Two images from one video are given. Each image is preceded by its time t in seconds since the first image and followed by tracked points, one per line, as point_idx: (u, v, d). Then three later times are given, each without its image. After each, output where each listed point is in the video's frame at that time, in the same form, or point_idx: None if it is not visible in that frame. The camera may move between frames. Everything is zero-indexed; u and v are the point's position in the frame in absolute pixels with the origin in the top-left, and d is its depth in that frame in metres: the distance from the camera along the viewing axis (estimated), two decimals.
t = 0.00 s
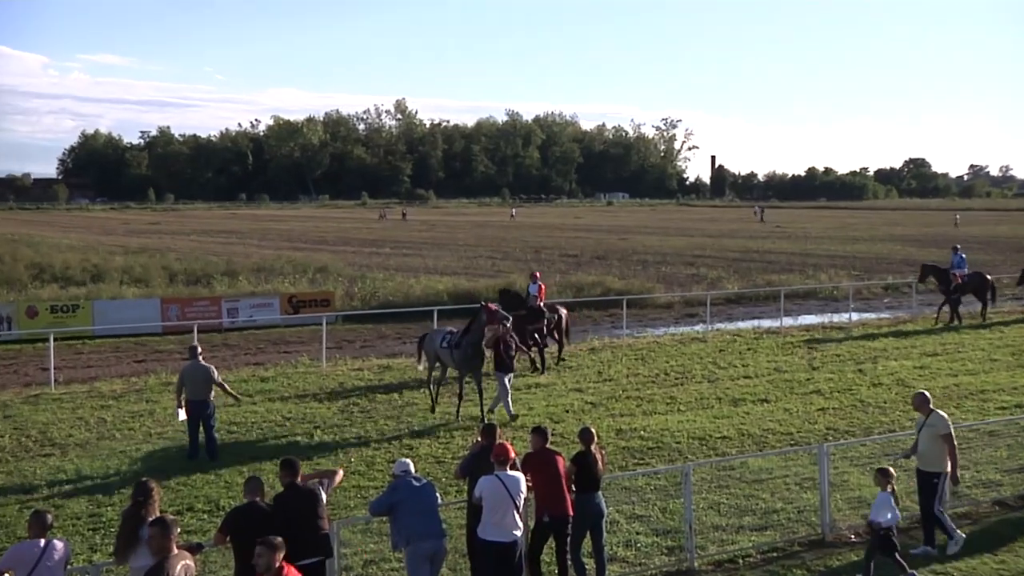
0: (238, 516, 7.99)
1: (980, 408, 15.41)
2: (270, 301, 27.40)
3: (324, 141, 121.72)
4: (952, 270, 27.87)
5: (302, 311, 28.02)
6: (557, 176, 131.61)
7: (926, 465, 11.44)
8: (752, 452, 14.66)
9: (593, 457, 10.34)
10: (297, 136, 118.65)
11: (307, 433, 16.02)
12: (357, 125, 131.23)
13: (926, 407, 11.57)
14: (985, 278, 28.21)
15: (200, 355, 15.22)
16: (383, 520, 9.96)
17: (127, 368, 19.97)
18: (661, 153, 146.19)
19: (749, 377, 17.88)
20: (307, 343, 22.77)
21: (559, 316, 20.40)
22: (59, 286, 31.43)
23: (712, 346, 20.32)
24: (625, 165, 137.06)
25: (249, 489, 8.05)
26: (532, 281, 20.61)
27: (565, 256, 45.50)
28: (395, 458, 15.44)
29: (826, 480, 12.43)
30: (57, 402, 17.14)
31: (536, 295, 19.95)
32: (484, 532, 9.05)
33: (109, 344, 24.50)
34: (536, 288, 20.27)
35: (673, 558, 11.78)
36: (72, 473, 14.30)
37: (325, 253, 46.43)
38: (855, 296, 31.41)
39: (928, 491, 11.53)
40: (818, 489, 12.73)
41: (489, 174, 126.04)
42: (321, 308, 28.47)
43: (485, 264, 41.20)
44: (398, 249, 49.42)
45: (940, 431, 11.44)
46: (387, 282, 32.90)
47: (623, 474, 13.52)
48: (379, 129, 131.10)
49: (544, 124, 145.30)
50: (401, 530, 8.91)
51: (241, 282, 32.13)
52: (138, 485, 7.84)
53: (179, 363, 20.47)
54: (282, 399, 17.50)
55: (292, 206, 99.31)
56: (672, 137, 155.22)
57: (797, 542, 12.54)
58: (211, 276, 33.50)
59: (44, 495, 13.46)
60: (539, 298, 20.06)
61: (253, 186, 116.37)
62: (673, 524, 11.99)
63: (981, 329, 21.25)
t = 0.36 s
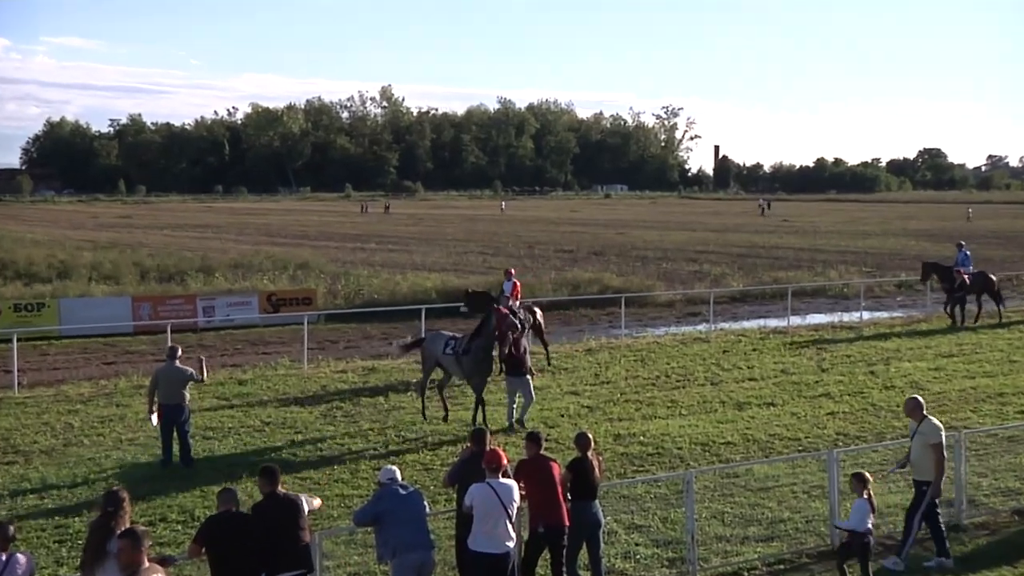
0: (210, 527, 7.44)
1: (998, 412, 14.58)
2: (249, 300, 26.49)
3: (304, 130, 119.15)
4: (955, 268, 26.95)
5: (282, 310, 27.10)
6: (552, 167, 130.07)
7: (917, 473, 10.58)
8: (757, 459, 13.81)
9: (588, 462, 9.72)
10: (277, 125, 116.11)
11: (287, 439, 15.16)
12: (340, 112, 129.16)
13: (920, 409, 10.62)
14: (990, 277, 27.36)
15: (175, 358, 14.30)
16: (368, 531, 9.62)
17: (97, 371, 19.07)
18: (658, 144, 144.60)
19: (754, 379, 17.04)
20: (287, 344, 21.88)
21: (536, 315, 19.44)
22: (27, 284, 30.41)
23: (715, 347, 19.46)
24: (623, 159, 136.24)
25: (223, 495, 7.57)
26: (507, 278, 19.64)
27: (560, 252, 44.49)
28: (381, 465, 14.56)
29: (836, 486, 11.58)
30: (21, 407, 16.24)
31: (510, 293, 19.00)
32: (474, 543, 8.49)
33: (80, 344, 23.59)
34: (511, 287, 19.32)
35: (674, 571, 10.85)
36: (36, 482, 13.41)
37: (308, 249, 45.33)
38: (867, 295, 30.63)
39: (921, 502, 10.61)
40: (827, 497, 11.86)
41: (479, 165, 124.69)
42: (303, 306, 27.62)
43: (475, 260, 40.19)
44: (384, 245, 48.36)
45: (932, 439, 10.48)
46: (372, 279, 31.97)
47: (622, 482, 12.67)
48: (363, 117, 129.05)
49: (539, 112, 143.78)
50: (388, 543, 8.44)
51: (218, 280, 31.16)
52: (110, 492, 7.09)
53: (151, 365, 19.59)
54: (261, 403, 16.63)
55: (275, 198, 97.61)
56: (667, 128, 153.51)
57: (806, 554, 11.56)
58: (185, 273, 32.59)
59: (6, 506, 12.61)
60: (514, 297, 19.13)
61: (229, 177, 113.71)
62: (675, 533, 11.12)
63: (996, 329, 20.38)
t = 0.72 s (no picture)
0: (176, 531, 7.00)
1: (1003, 411, 13.84)
2: (215, 294, 25.71)
3: (272, 114, 116.85)
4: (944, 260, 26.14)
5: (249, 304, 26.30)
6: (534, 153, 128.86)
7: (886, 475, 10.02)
8: (750, 461, 13.05)
9: (572, 464, 9.07)
10: (243, 109, 113.63)
11: (255, 441, 14.35)
12: (309, 94, 126.87)
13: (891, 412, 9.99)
14: (982, 269, 26.58)
15: (137, 355, 13.40)
16: (340, 537, 8.94)
17: (52, 369, 18.21)
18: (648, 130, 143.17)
19: (747, 376, 16.29)
20: (255, 340, 21.05)
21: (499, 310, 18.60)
22: None
23: (706, 342, 18.70)
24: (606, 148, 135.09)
25: (190, 499, 7.12)
26: (465, 273, 18.80)
27: (543, 243, 43.58)
28: (354, 467, 13.76)
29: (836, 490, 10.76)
30: None
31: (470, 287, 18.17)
32: (451, 549, 8.04)
33: (36, 340, 22.67)
34: (470, 281, 18.48)
35: None
36: None
37: (277, 240, 44.23)
38: (864, 287, 29.88)
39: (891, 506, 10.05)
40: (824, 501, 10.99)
41: (458, 151, 123.14)
42: (271, 300, 26.80)
43: (452, 252, 39.24)
44: (356, 235, 47.31)
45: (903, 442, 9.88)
46: (345, 272, 31.06)
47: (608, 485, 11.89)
48: (335, 100, 126.74)
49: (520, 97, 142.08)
50: (361, 550, 7.93)
51: (180, 272, 30.18)
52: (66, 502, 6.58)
53: (110, 363, 18.74)
54: (227, 403, 15.81)
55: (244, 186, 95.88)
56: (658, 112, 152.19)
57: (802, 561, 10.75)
58: (146, 265, 31.58)
59: None
60: (473, 292, 18.31)
61: (190, 165, 110.39)
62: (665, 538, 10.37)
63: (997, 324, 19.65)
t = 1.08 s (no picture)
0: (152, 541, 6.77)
1: None
2: (193, 291, 24.95)
3: (253, 100, 115.70)
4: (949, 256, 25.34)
5: (229, 301, 25.55)
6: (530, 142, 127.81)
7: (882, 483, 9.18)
8: (759, 466, 12.28)
9: (571, 469, 8.31)
10: (223, 95, 112.95)
11: (236, 445, 13.60)
12: (293, 79, 125.34)
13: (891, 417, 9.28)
14: (991, 266, 25.73)
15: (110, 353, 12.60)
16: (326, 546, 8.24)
17: (21, 370, 17.46)
18: (650, 116, 141.77)
19: (755, 378, 15.51)
20: (235, 338, 20.30)
21: (471, 308, 17.76)
22: None
23: (711, 342, 17.91)
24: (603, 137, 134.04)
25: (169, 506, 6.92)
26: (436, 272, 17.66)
27: (540, 237, 42.76)
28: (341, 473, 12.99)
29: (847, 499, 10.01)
30: None
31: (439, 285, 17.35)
32: (442, 559, 7.55)
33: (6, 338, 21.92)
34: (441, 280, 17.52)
35: None
36: None
37: (259, 233, 43.38)
38: (879, 283, 29.06)
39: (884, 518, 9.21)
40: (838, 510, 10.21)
41: (450, 139, 122.06)
42: (252, 296, 26.08)
43: (443, 246, 38.43)
44: (342, 228, 46.44)
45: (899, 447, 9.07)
46: (330, 267, 30.28)
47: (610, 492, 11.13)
48: (319, 85, 125.17)
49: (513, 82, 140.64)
50: (347, 559, 7.49)
51: (155, 267, 29.36)
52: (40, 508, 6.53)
53: (81, 363, 18.01)
54: (205, 405, 15.05)
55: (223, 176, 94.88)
56: (657, 99, 151.04)
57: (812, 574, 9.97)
58: (119, 259, 30.80)
59: None
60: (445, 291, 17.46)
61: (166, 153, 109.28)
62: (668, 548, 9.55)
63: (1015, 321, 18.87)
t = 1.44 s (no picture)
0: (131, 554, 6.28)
1: None
2: (178, 288, 24.33)
3: (241, 87, 114.39)
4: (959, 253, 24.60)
5: (216, 299, 24.87)
6: (531, 131, 126.64)
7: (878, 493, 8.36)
8: (775, 473, 11.56)
9: (574, 473, 7.57)
10: (207, 81, 111.06)
11: (222, 450, 12.92)
12: (282, 64, 123.79)
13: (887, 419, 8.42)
14: (1004, 262, 24.96)
15: (88, 354, 11.83)
16: (315, 558, 7.56)
17: None
18: (658, 103, 140.47)
19: (770, 379, 14.81)
20: (222, 338, 19.62)
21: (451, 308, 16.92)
22: None
23: (722, 342, 17.21)
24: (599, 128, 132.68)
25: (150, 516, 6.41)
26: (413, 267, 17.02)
27: (543, 231, 42.01)
28: (334, 480, 12.27)
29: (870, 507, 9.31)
30: None
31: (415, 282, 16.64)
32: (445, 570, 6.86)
33: None
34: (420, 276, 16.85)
35: None
36: None
37: (248, 227, 42.61)
38: (901, 279, 28.31)
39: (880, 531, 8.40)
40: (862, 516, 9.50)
41: (448, 128, 120.97)
42: (242, 294, 25.39)
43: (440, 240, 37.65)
44: (334, 222, 45.65)
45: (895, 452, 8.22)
46: (322, 262, 29.57)
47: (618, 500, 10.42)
48: (310, 71, 123.64)
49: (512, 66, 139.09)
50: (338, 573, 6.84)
51: (139, 263, 28.64)
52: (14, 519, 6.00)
53: (61, 364, 17.33)
54: (190, 409, 14.37)
55: (211, 167, 93.80)
56: (662, 88, 149.63)
57: None
58: (100, 255, 30.08)
59: None
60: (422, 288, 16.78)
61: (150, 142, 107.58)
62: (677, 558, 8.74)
63: None
